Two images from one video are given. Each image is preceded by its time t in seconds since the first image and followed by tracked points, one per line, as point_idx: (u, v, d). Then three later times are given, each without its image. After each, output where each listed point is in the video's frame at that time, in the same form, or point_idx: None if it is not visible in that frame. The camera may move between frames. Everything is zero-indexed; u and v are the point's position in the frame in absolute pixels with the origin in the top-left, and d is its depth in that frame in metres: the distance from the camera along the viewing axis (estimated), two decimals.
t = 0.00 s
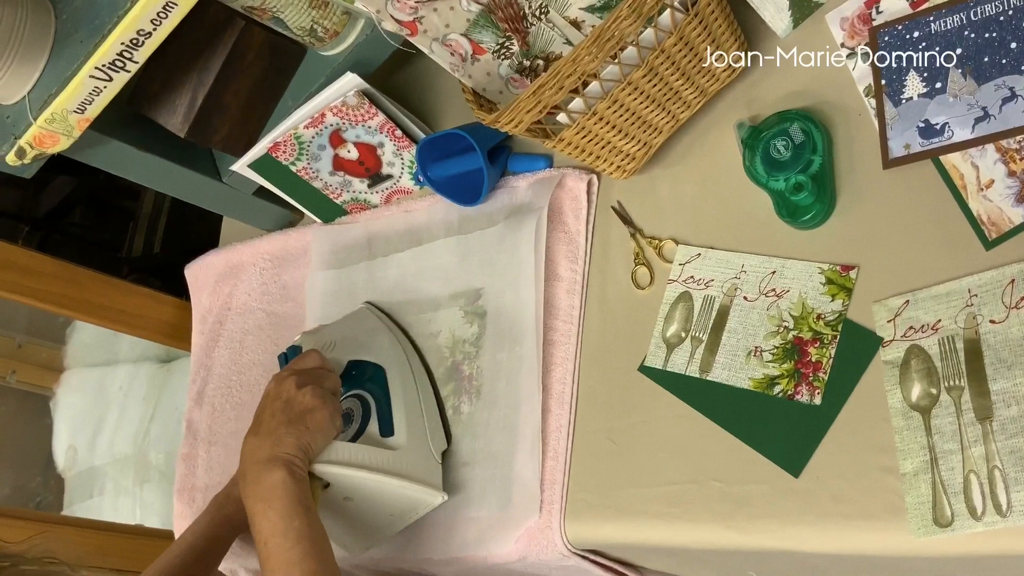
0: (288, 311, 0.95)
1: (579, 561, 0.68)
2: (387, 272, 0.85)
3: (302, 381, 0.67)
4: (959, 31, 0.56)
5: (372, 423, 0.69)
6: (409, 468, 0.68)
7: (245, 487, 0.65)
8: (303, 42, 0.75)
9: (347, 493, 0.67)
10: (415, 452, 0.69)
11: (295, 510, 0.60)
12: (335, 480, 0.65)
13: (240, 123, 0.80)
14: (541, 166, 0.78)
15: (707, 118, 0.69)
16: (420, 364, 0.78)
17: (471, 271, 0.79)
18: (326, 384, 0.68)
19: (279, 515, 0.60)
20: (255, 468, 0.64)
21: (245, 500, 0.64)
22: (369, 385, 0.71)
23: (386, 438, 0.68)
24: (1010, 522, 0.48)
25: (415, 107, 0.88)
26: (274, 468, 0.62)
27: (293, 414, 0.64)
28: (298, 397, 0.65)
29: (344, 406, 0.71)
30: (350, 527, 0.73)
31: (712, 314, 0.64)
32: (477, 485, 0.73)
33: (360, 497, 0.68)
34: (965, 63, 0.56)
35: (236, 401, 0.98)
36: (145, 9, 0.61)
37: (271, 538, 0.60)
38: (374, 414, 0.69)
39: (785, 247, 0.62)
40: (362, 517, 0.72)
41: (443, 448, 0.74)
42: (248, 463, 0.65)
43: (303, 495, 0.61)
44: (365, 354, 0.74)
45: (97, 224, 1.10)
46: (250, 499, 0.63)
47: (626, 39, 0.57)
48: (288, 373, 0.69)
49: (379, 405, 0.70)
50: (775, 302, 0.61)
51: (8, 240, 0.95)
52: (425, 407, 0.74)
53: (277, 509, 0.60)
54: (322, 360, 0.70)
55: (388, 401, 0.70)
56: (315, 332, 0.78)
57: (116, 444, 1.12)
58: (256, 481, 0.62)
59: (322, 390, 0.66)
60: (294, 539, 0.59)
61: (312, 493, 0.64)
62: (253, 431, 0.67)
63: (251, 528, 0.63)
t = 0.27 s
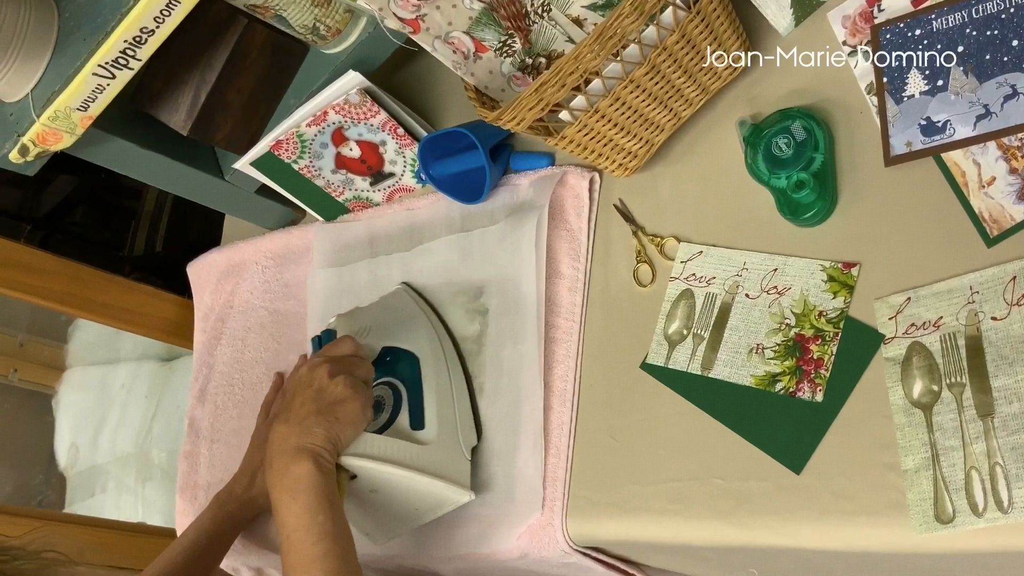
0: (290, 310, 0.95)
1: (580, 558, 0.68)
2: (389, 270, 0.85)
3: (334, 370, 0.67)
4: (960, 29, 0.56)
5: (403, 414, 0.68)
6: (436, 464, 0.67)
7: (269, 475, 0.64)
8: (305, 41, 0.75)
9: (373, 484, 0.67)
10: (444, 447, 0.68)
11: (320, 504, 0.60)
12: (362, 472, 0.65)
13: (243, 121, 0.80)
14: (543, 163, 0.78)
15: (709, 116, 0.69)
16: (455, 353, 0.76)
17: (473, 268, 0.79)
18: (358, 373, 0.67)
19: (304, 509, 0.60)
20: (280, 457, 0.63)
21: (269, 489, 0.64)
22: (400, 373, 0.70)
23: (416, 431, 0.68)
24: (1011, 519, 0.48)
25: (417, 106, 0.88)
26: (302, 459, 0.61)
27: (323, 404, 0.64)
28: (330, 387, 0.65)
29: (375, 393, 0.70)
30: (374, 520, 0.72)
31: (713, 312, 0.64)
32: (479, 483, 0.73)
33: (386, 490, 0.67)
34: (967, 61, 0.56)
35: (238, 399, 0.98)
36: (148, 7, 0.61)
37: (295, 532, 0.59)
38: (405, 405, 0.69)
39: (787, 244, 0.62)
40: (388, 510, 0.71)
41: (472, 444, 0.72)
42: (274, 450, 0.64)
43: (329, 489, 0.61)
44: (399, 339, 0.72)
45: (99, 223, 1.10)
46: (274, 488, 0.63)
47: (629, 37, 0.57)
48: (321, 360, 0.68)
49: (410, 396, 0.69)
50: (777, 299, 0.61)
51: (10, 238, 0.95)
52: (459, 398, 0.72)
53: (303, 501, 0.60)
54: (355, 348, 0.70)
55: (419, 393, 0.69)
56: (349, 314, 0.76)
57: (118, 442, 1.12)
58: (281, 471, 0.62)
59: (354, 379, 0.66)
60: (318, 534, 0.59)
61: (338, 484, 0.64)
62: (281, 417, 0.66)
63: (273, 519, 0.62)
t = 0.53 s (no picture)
0: (291, 309, 0.96)
1: (580, 557, 0.68)
2: (389, 269, 0.85)
3: (367, 366, 0.65)
4: (960, 29, 0.56)
5: (433, 411, 0.67)
6: (464, 468, 0.66)
7: (294, 469, 0.63)
8: (306, 41, 0.76)
9: (398, 484, 0.66)
10: (474, 451, 0.67)
11: (344, 506, 0.59)
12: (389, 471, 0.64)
13: (244, 121, 0.80)
14: (544, 163, 0.78)
15: (709, 115, 0.69)
16: (491, 346, 0.73)
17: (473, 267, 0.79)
18: (391, 369, 0.66)
19: (327, 509, 0.59)
20: (306, 452, 0.62)
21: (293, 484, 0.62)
22: (432, 368, 0.69)
23: (446, 431, 0.67)
24: (1011, 518, 0.48)
25: (417, 105, 0.88)
26: (329, 458, 0.60)
27: (353, 402, 0.62)
28: (362, 383, 0.63)
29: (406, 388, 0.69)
30: (397, 518, 0.71)
31: (713, 311, 0.64)
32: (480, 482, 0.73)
33: (410, 489, 0.66)
34: (967, 60, 0.56)
35: (238, 398, 0.98)
36: (149, 7, 0.61)
37: (317, 532, 0.58)
38: (436, 402, 0.68)
39: (787, 244, 0.62)
40: (411, 509, 0.69)
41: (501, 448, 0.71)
42: (300, 445, 0.63)
43: (353, 490, 0.60)
44: (434, 333, 0.71)
45: (100, 222, 1.10)
46: (298, 484, 0.62)
47: (629, 37, 0.57)
48: (354, 354, 0.66)
49: (443, 396, 0.68)
50: (776, 299, 0.61)
51: (11, 238, 0.95)
52: (491, 396, 0.71)
53: (328, 500, 0.59)
54: (389, 342, 0.68)
55: (452, 394, 0.68)
56: (386, 303, 0.74)
57: (119, 442, 1.12)
58: (306, 468, 0.61)
59: (387, 377, 0.64)
60: (340, 537, 0.58)
61: (364, 483, 0.63)
62: (310, 411, 0.64)
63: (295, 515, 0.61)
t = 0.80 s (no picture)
0: (291, 310, 0.96)
1: (581, 558, 0.68)
2: (389, 269, 0.85)
3: (395, 370, 0.64)
4: (959, 30, 0.56)
5: (459, 417, 0.67)
6: (488, 478, 0.66)
7: (315, 471, 0.63)
8: (306, 42, 0.76)
9: (419, 490, 0.66)
10: (499, 461, 0.67)
11: (364, 515, 0.59)
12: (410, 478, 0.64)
13: (244, 122, 0.80)
14: (544, 164, 0.78)
15: (709, 116, 0.69)
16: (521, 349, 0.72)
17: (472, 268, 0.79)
18: (418, 373, 0.66)
19: (347, 517, 0.59)
20: (328, 457, 0.61)
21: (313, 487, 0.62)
22: (462, 372, 0.69)
23: (471, 439, 0.66)
24: (1011, 518, 0.48)
25: (417, 106, 0.88)
26: (351, 464, 0.60)
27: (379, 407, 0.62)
28: (388, 389, 0.63)
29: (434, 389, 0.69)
30: (416, 521, 0.71)
31: (713, 312, 0.64)
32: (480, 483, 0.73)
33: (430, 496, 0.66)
34: (966, 61, 0.56)
35: (239, 399, 0.98)
36: (149, 8, 0.61)
37: (337, 540, 0.59)
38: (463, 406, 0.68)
39: (787, 245, 0.62)
40: (429, 513, 0.69)
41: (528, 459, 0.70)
42: (322, 447, 0.63)
43: (374, 499, 0.60)
44: (463, 334, 0.71)
45: (100, 223, 1.10)
46: (319, 488, 0.62)
47: (628, 38, 0.57)
48: (383, 356, 0.66)
49: (471, 403, 0.68)
50: (776, 300, 0.61)
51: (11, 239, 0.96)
52: (520, 402, 0.70)
53: (349, 508, 0.59)
54: (419, 345, 0.68)
55: (480, 402, 0.68)
56: (417, 304, 0.76)
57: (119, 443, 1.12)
58: (329, 472, 0.61)
59: (414, 383, 0.64)
60: (358, 548, 0.58)
61: (386, 489, 0.63)
62: (334, 413, 0.64)
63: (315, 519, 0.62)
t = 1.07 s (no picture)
0: (291, 311, 0.95)
1: (582, 559, 0.68)
2: (389, 271, 0.85)
3: (411, 373, 0.64)
4: (960, 30, 0.56)
5: (475, 422, 0.68)
6: (502, 486, 0.66)
7: (327, 474, 0.63)
8: (305, 42, 0.76)
9: (431, 496, 0.67)
10: (514, 469, 0.67)
11: (376, 522, 0.59)
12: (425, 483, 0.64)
13: (244, 123, 0.80)
14: (545, 165, 0.78)
15: (709, 116, 0.69)
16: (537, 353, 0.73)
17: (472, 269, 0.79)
18: (435, 378, 0.65)
19: (358, 522, 0.59)
20: (341, 460, 0.62)
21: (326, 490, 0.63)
22: (479, 377, 0.69)
23: (486, 447, 0.67)
24: (1012, 519, 0.48)
25: (418, 107, 0.88)
26: (363, 470, 0.60)
27: (394, 412, 0.62)
28: (404, 394, 0.63)
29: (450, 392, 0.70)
30: (427, 522, 0.71)
31: (714, 313, 0.64)
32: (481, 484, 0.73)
33: (442, 502, 0.67)
34: (967, 61, 0.56)
35: (239, 400, 0.98)
36: (148, 10, 0.61)
37: (347, 546, 0.59)
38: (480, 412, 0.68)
39: (788, 245, 0.62)
40: (440, 517, 0.69)
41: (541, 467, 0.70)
42: (335, 449, 0.63)
43: (385, 504, 0.60)
44: (481, 336, 0.71)
45: (102, 225, 1.10)
46: (330, 491, 0.62)
47: (628, 38, 0.57)
48: (401, 359, 0.65)
49: (488, 409, 0.68)
50: (777, 301, 0.61)
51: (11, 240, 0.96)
52: (536, 408, 0.70)
53: (361, 512, 0.59)
54: (437, 349, 0.67)
55: (497, 409, 0.68)
56: (438, 304, 0.75)
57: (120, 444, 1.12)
58: (341, 476, 0.61)
59: (430, 388, 0.64)
60: (369, 554, 0.58)
61: (398, 495, 0.64)
62: (348, 415, 0.64)
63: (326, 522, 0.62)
